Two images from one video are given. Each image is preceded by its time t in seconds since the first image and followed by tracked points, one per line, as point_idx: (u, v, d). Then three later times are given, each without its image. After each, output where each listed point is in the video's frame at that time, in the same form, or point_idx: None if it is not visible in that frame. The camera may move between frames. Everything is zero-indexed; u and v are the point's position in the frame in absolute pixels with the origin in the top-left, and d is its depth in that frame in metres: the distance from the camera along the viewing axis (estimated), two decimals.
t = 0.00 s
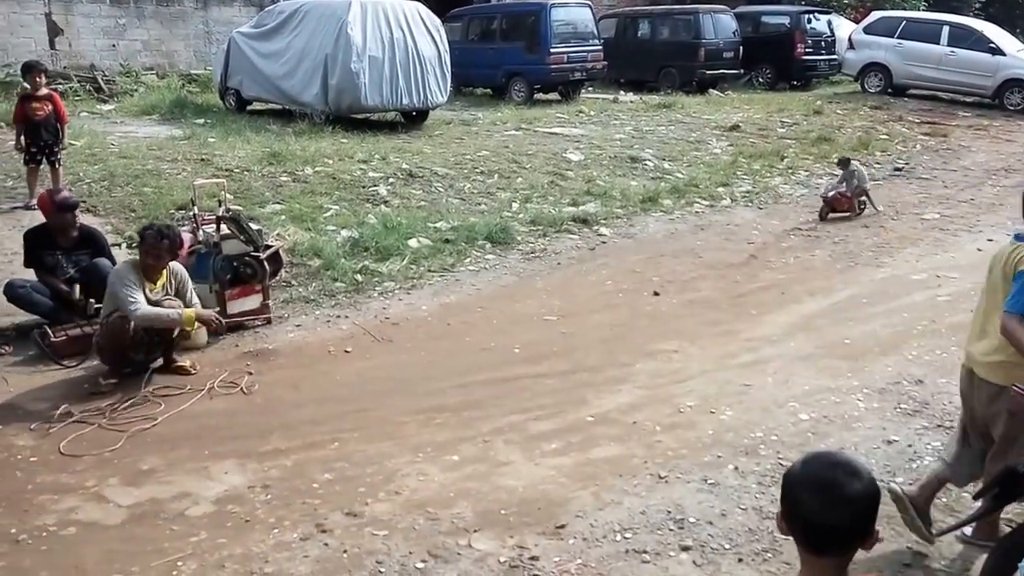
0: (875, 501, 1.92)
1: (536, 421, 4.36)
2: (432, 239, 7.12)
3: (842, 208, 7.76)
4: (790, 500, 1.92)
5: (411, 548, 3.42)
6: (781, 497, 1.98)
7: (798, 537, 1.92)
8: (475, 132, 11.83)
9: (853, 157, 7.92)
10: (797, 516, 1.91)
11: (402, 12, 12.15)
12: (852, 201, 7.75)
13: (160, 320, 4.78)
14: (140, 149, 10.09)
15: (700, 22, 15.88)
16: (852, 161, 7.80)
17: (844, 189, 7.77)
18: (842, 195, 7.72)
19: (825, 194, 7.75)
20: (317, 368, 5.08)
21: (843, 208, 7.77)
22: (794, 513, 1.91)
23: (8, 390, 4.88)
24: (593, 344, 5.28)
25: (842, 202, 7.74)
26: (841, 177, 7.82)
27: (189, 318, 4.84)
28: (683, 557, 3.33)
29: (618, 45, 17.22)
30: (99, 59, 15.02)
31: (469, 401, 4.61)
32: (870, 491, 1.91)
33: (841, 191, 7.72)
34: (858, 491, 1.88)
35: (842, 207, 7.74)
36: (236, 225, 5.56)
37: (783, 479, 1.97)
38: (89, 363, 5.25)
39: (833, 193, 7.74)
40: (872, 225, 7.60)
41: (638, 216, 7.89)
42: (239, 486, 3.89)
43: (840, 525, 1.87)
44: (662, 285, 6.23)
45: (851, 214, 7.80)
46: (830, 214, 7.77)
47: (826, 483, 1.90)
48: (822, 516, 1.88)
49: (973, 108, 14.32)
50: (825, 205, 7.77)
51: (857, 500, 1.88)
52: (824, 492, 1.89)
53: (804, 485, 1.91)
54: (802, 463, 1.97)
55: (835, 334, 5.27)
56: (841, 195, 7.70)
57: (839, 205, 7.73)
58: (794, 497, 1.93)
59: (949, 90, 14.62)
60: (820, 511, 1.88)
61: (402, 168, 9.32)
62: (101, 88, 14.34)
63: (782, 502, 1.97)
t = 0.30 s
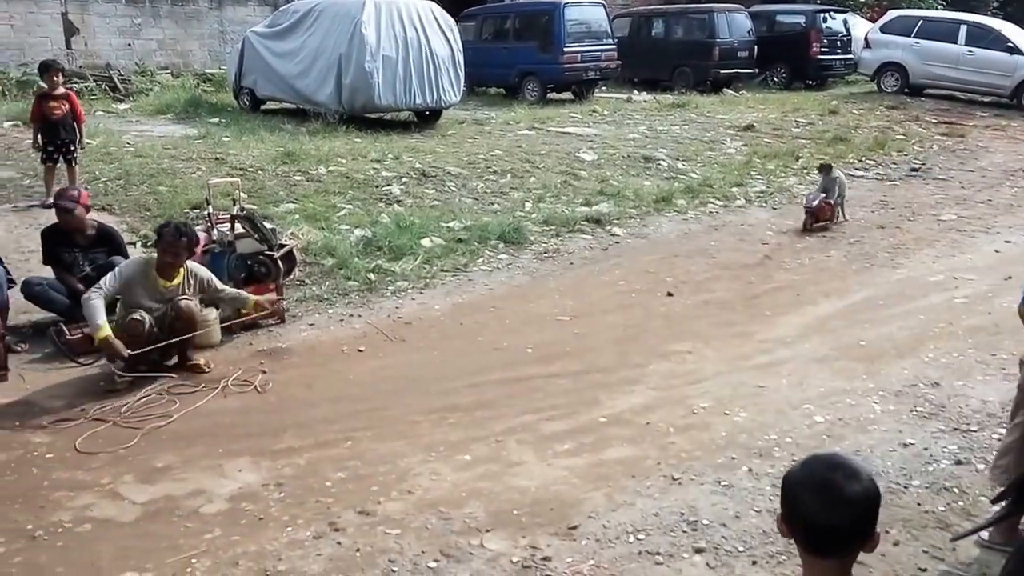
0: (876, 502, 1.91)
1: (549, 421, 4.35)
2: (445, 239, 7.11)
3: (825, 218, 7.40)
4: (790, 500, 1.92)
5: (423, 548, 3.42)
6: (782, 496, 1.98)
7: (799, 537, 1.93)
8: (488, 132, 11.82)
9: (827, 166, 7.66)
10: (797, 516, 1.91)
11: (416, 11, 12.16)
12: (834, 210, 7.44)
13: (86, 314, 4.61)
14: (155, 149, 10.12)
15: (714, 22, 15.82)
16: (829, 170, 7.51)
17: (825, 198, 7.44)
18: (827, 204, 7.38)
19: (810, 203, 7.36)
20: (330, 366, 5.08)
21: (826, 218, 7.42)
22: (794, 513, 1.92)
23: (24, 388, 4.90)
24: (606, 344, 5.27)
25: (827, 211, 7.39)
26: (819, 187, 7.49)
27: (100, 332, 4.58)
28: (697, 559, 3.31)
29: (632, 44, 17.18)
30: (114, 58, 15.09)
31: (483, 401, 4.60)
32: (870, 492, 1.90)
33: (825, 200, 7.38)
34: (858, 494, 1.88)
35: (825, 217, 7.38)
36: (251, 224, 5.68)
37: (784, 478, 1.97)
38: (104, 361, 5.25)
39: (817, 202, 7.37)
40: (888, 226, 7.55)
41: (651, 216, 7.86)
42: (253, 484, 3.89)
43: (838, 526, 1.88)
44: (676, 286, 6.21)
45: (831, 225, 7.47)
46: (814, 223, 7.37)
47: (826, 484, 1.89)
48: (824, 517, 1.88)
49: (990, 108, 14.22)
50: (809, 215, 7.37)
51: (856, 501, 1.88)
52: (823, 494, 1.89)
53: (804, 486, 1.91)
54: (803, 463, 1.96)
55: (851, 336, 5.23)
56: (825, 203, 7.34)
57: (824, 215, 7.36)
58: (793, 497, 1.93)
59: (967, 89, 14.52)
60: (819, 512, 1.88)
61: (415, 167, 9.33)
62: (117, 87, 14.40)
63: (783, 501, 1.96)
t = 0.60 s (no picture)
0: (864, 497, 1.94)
1: (563, 422, 4.33)
2: (459, 238, 7.10)
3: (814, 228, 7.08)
4: (784, 500, 1.90)
5: (437, 547, 3.40)
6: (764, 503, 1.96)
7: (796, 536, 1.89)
8: (503, 131, 11.80)
9: (813, 173, 7.32)
10: (793, 516, 1.89)
11: (431, 11, 12.15)
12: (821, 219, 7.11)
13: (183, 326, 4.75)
14: (173, 148, 10.15)
15: (731, 21, 15.76)
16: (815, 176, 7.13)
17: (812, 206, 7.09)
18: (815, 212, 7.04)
19: (797, 212, 7.01)
20: (344, 366, 5.07)
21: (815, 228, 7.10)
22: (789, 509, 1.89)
23: (44, 384, 4.92)
24: (621, 345, 5.24)
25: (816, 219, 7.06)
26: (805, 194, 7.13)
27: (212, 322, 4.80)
28: (712, 562, 3.29)
29: (648, 44, 17.12)
30: (133, 58, 15.15)
31: (498, 401, 4.58)
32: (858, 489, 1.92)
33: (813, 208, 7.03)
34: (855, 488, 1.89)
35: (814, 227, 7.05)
36: (267, 223, 5.56)
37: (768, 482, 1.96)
38: (122, 358, 5.28)
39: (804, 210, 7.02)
40: (907, 227, 7.49)
41: (666, 216, 7.83)
42: (268, 481, 3.89)
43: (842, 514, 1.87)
44: (691, 286, 6.17)
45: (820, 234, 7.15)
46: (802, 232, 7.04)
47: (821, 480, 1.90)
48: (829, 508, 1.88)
49: (1011, 107, 14.10)
50: (797, 224, 7.03)
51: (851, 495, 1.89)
52: (822, 488, 1.89)
53: (798, 484, 1.90)
54: (786, 466, 1.97)
55: (869, 338, 5.19)
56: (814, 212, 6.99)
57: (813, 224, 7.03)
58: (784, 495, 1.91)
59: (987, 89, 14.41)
60: (820, 503, 1.87)
61: (430, 167, 9.32)
62: (135, 87, 14.45)
63: (772, 506, 1.94)
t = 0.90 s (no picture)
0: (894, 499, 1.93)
1: (579, 423, 4.30)
2: (475, 238, 7.08)
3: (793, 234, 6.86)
4: (807, 494, 1.91)
5: (453, 546, 3.39)
6: (790, 494, 1.96)
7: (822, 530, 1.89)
8: (519, 131, 11.78)
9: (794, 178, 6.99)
10: (820, 515, 1.89)
11: (448, 10, 12.14)
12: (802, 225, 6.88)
13: (136, 316, 4.65)
14: (192, 147, 10.19)
15: (750, 19, 15.68)
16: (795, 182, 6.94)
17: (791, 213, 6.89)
18: (792, 218, 6.83)
19: (772, 220, 6.84)
20: (360, 364, 5.07)
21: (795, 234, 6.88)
22: (818, 503, 1.89)
23: (64, 380, 4.94)
24: (637, 345, 5.22)
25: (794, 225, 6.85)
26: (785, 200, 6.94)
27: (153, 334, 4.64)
28: (729, 565, 3.26)
29: (666, 43, 17.05)
30: (153, 58, 15.21)
31: (514, 400, 4.57)
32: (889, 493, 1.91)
33: (790, 214, 6.83)
34: (889, 494, 1.90)
35: (791, 234, 6.83)
36: (286, 222, 5.61)
37: (797, 475, 1.95)
38: (143, 355, 5.29)
39: (780, 217, 6.84)
40: (929, 229, 7.42)
41: (683, 217, 7.79)
42: (285, 478, 3.89)
43: (873, 516, 1.88)
44: (708, 287, 6.14)
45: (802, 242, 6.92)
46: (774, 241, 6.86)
47: (856, 480, 1.89)
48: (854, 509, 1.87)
49: None
50: (772, 232, 6.85)
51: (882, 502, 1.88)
52: (857, 488, 1.88)
53: (825, 479, 1.90)
54: (816, 460, 1.96)
55: (890, 341, 5.13)
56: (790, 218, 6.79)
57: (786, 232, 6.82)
58: (813, 488, 1.91)
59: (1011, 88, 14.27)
60: (853, 501, 1.87)
61: (446, 166, 9.32)
62: (155, 87, 14.52)
63: (797, 499, 1.94)
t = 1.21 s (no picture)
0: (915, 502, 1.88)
1: (596, 423, 4.28)
2: (493, 238, 7.07)
3: (759, 243, 6.64)
4: (830, 494, 1.87)
5: (471, 546, 3.37)
6: (809, 493, 1.92)
7: (846, 530, 1.85)
8: (538, 130, 11.76)
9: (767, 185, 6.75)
10: (841, 515, 1.85)
11: (468, 10, 12.13)
12: (770, 235, 6.67)
13: (223, 328, 4.75)
14: (213, 146, 10.24)
15: (772, 19, 15.58)
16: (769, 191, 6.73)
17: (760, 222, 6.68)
18: (759, 227, 6.63)
19: (738, 227, 6.64)
20: (378, 363, 5.07)
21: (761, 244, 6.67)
22: (841, 503, 1.85)
23: (87, 376, 4.97)
24: (657, 346, 5.19)
25: (761, 233, 6.63)
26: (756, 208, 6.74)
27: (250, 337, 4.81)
28: (748, 569, 3.23)
29: (686, 43, 16.98)
30: (175, 57, 15.29)
31: (532, 400, 4.56)
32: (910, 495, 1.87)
33: (757, 223, 6.63)
34: (911, 494, 1.86)
35: (756, 243, 6.63)
36: (305, 221, 5.66)
37: (817, 473, 1.91)
38: (165, 350, 5.31)
39: (745, 225, 6.64)
40: (953, 231, 7.34)
41: (703, 217, 7.75)
42: (303, 475, 3.89)
43: (897, 515, 1.84)
44: (729, 289, 6.10)
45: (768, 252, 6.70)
46: (739, 250, 6.66)
47: (877, 481, 1.85)
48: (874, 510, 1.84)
49: None
50: (737, 240, 6.65)
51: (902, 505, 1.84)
52: (880, 489, 1.84)
53: (848, 479, 1.85)
54: (834, 457, 1.91)
55: (913, 344, 5.08)
56: (755, 227, 6.59)
57: (751, 241, 6.61)
58: (834, 487, 1.87)
59: None
60: (876, 500, 1.83)
61: (465, 166, 9.31)
62: (176, 86, 14.59)
63: (818, 498, 1.90)
